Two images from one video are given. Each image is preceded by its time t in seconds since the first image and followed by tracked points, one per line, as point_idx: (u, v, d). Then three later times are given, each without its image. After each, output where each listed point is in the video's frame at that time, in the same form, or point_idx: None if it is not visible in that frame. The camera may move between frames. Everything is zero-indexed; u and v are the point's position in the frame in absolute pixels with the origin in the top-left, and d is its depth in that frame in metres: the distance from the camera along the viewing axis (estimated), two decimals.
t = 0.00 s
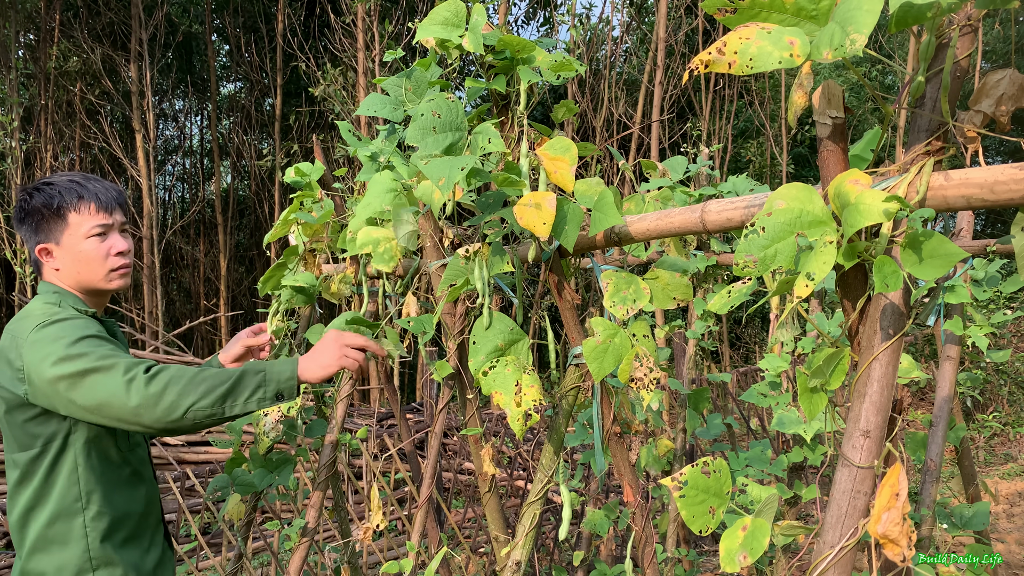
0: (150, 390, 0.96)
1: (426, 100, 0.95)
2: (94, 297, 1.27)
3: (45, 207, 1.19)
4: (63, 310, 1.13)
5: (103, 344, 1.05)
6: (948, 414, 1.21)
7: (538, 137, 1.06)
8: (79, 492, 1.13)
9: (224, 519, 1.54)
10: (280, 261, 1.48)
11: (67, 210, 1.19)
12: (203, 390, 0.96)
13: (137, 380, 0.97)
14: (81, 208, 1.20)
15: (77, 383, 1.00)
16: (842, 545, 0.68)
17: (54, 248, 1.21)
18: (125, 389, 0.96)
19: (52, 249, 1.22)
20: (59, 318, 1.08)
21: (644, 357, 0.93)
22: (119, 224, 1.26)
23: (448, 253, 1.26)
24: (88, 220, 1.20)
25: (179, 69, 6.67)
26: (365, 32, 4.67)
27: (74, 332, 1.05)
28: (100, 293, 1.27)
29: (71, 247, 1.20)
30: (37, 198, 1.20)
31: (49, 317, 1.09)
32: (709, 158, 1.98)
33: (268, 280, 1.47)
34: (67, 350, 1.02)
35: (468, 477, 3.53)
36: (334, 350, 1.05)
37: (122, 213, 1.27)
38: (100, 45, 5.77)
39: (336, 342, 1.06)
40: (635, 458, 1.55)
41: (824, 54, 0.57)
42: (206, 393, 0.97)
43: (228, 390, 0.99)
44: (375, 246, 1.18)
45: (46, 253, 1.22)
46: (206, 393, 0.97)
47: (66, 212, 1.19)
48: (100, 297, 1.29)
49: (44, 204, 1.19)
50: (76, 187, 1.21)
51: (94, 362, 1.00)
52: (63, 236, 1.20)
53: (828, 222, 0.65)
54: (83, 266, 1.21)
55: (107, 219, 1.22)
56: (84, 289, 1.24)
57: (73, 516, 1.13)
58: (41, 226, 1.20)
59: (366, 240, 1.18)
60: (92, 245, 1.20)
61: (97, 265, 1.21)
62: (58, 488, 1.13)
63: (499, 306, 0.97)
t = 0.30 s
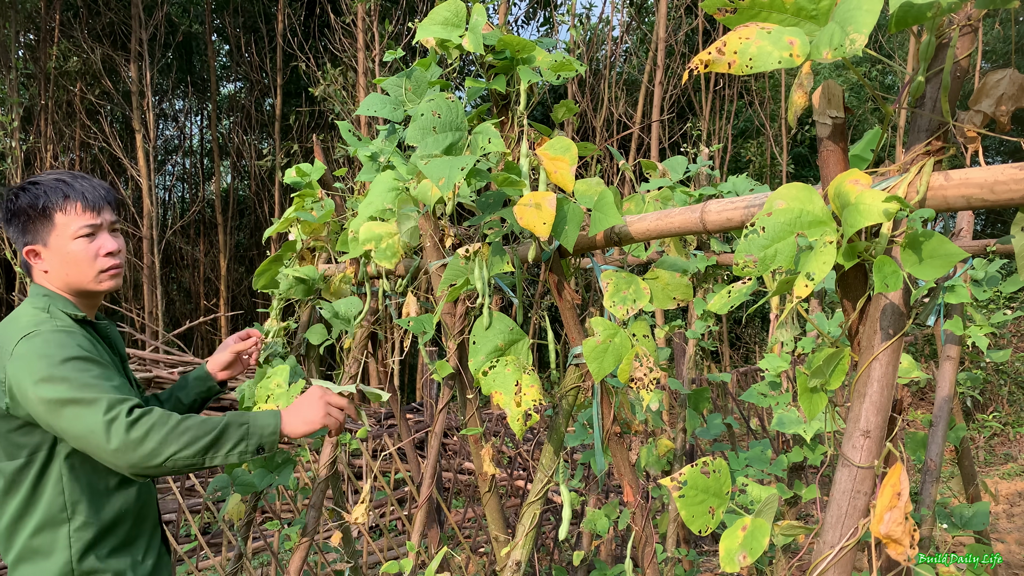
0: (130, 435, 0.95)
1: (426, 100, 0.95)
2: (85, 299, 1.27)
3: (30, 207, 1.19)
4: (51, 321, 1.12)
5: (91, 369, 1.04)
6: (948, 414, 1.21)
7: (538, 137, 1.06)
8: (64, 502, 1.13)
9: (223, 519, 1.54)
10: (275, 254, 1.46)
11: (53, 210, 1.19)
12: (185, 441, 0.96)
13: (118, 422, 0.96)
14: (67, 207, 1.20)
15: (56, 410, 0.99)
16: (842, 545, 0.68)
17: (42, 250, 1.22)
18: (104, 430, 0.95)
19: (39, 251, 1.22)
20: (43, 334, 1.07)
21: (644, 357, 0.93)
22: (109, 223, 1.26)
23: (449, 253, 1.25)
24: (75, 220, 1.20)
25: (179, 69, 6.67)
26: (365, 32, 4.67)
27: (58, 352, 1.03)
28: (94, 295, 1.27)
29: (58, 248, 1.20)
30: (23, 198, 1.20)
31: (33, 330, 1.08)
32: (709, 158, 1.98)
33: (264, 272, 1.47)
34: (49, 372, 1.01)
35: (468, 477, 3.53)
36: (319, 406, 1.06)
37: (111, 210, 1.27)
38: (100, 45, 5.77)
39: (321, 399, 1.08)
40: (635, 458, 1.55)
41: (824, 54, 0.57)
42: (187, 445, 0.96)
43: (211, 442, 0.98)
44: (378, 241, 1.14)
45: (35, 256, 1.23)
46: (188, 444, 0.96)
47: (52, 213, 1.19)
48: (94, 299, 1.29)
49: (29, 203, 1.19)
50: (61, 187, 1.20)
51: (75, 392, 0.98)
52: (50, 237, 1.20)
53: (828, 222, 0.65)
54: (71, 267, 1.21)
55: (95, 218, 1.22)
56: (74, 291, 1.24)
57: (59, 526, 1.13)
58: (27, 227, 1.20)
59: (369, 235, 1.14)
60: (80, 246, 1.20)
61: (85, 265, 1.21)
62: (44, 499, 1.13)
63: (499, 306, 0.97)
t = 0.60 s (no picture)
0: (72, 516, 0.89)
1: (426, 100, 0.95)
2: (74, 303, 1.23)
3: (15, 206, 1.16)
4: (27, 338, 1.04)
5: (51, 409, 0.97)
6: (948, 414, 1.21)
7: (538, 137, 1.06)
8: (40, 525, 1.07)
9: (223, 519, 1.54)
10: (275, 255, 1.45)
11: (39, 209, 1.16)
12: (121, 546, 0.89)
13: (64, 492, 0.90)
14: (54, 206, 1.16)
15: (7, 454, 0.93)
16: (842, 545, 0.68)
17: (29, 253, 1.18)
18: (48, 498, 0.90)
19: (26, 253, 1.19)
20: (15, 356, 1.00)
21: (644, 357, 0.93)
22: (99, 222, 1.22)
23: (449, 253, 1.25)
24: (63, 220, 1.16)
25: (179, 69, 6.67)
26: (365, 32, 4.67)
27: (22, 385, 0.96)
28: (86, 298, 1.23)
29: (46, 250, 1.17)
30: (6, 196, 1.16)
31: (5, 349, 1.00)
32: (709, 158, 1.98)
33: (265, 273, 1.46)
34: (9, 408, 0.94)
35: (468, 477, 3.53)
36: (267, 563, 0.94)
37: (101, 207, 1.24)
38: (100, 45, 5.77)
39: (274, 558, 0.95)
40: (635, 457, 1.55)
41: (824, 54, 0.57)
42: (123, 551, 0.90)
43: (147, 558, 0.91)
44: (379, 245, 1.17)
45: (22, 258, 1.19)
46: (123, 549, 0.90)
47: (39, 213, 1.16)
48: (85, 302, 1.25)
49: (14, 202, 1.15)
50: (47, 184, 1.17)
51: (27, 444, 0.92)
52: (37, 238, 1.17)
53: (829, 222, 0.65)
54: (61, 270, 1.17)
55: (84, 217, 1.19)
56: (63, 294, 1.20)
57: (34, 549, 1.07)
58: (13, 227, 1.17)
59: (370, 239, 1.17)
60: (69, 247, 1.16)
61: (76, 268, 1.17)
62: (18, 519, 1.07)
63: (499, 307, 0.97)
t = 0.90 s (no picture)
0: None
1: (426, 100, 0.95)
2: (68, 302, 1.17)
3: (8, 195, 1.10)
4: None
5: None
6: (948, 414, 1.21)
7: (538, 137, 1.06)
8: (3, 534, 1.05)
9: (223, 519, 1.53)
10: (279, 257, 1.47)
11: (34, 199, 1.10)
12: None
13: None
14: (52, 196, 1.11)
15: None
16: (842, 545, 0.68)
17: (22, 246, 1.12)
18: None
19: (18, 247, 1.12)
20: None
21: (644, 357, 0.93)
22: (98, 214, 1.17)
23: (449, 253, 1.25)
24: (61, 211, 1.11)
25: (179, 69, 6.67)
26: (365, 32, 4.67)
27: None
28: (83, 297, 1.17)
29: (42, 243, 1.11)
30: None
31: None
32: (709, 158, 1.98)
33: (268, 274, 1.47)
34: None
35: (468, 477, 3.53)
36: None
37: (100, 198, 1.19)
38: (100, 45, 5.78)
39: None
40: (635, 458, 1.55)
41: (824, 54, 0.57)
42: None
43: None
44: (379, 246, 1.17)
45: (14, 253, 1.13)
46: None
47: (35, 203, 1.10)
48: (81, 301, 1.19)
49: (7, 190, 1.10)
50: (45, 172, 1.12)
51: None
52: (32, 231, 1.11)
53: (829, 222, 0.65)
54: (58, 265, 1.11)
55: (84, 208, 1.14)
56: (58, 291, 1.14)
57: None
58: (3, 219, 1.11)
59: (370, 240, 1.17)
60: (67, 241, 1.11)
61: (73, 263, 1.11)
62: None
63: (499, 306, 0.97)
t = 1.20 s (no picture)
0: None
1: (426, 100, 0.95)
2: (46, 303, 1.15)
3: None
4: None
5: None
6: (948, 414, 1.21)
7: (538, 137, 1.05)
8: None
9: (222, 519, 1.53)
10: (277, 257, 1.46)
11: (19, 193, 1.08)
12: None
13: None
14: (39, 192, 1.09)
15: None
16: (842, 545, 0.68)
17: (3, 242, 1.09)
18: None
19: None
20: None
21: (644, 357, 0.93)
22: (85, 214, 1.15)
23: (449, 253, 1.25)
24: (47, 209, 1.09)
25: (179, 69, 6.67)
26: (365, 32, 4.66)
27: None
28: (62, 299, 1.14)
29: (23, 241, 1.08)
30: None
31: None
32: (709, 158, 1.98)
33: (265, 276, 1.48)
34: None
35: (468, 477, 3.53)
36: None
37: (87, 196, 1.17)
38: (100, 45, 5.77)
39: None
40: (635, 458, 1.55)
41: (824, 54, 0.57)
42: None
43: None
44: (379, 246, 1.18)
45: None
46: None
47: (22, 199, 1.08)
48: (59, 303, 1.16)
49: None
50: (32, 166, 1.10)
51: None
52: (14, 227, 1.09)
53: (829, 222, 0.65)
54: (38, 264, 1.09)
55: (70, 207, 1.12)
56: (39, 291, 1.12)
57: None
58: None
59: (370, 240, 1.18)
60: (50, 240, 1.08)
61: (54, 263, 1.09)
62: None
63: (499, 306, 0.97)
